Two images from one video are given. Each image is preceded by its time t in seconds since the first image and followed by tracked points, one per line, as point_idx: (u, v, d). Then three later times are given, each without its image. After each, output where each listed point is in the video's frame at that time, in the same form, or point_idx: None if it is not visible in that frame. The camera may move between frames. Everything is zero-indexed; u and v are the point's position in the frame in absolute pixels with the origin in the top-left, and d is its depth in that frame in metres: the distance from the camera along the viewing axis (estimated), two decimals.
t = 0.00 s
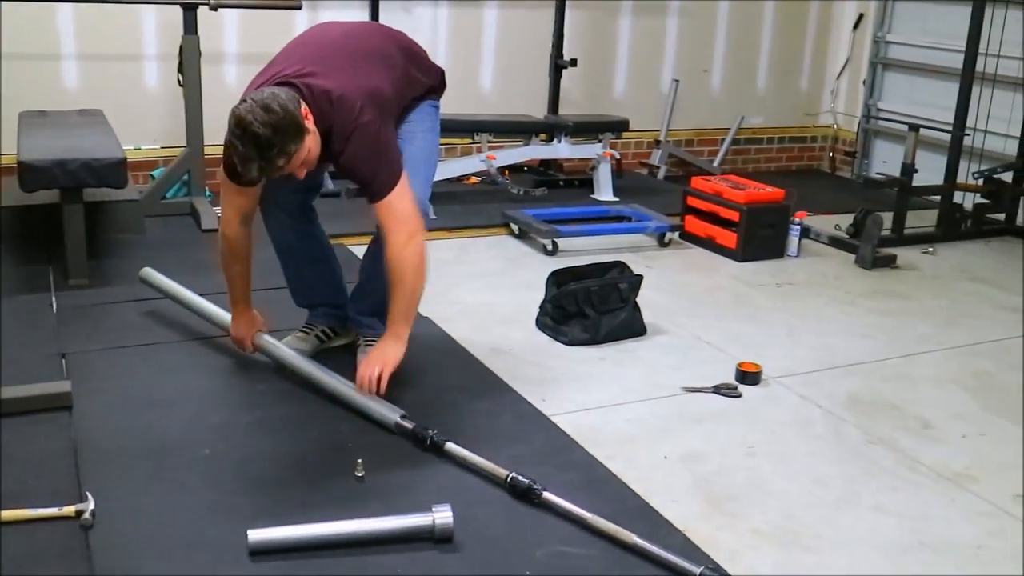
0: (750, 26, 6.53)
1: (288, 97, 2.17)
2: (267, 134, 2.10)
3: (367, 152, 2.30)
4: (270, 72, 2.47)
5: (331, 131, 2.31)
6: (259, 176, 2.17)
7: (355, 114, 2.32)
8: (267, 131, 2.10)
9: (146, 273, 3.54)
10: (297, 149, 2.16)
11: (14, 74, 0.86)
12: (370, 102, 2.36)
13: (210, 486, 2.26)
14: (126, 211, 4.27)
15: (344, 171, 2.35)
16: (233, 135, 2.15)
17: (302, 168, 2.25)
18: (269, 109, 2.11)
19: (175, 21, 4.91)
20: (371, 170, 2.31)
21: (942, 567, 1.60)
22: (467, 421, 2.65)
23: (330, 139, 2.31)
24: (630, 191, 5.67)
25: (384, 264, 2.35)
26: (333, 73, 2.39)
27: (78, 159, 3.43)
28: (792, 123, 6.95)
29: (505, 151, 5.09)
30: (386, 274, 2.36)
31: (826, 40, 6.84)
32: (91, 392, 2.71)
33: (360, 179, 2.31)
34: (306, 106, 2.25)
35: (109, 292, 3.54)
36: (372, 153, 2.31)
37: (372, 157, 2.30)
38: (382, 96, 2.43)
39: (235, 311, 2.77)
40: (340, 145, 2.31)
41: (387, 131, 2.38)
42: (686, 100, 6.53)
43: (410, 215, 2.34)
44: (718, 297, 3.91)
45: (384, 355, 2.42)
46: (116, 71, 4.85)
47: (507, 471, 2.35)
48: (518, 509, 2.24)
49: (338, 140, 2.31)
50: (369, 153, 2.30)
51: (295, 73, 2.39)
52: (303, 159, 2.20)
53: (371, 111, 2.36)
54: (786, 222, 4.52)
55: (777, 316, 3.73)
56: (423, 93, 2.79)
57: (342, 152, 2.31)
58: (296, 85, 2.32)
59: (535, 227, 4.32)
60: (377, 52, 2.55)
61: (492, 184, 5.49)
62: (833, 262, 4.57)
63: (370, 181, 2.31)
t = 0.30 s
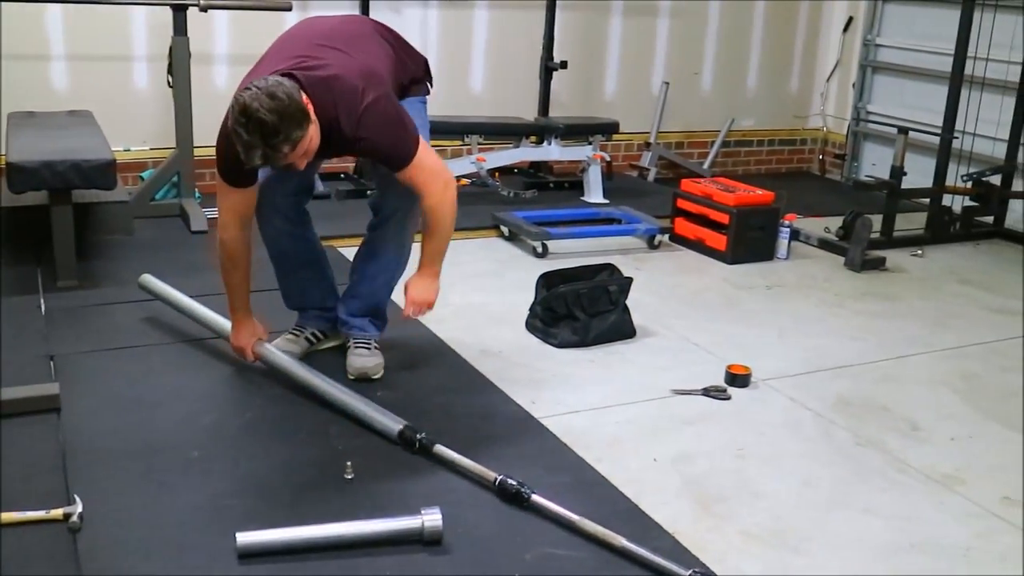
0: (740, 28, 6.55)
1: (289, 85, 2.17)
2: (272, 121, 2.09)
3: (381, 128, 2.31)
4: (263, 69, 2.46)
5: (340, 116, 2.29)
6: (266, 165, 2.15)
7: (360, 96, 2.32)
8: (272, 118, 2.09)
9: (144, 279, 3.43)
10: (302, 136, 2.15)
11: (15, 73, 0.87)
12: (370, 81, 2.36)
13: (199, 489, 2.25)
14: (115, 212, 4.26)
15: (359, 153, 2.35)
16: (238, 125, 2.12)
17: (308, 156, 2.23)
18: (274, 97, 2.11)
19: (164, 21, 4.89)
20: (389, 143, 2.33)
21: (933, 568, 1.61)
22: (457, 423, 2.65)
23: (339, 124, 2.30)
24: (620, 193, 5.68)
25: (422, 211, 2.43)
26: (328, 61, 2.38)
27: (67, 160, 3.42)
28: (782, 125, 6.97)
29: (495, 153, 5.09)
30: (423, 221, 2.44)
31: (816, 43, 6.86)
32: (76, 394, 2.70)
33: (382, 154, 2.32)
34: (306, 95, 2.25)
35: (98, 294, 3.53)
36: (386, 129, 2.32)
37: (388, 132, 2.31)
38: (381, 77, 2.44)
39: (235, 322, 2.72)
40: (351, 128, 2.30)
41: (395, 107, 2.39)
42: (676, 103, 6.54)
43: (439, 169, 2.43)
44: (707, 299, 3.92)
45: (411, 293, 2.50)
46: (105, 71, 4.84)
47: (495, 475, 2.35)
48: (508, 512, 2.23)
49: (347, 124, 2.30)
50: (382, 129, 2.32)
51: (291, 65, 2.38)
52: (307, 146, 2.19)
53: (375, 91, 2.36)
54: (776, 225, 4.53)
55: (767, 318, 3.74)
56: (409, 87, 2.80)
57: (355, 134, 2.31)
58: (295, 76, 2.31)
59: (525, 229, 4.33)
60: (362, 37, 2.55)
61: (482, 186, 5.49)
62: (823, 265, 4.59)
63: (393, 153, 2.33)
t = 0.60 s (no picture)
0: (731, 28, 6.56)
1: (284, 81, 2.17)
2: (269, 116, 2.08)
3: (377, 117, 2.34)
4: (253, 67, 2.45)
5: (336, 109, 2.29)
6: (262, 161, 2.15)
7: (354, 87, 2.33)
8: (267, 113, 2.08)
9: (146, 290, 3.33)
10: (297, 132, 2.15)
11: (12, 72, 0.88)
12: (362, 73, 2.37)
13: (190, 488, 2.25)
14: (106, 211, 4.25)
15: (354, 143, 2.36)
16: (234, 122, 2.11)
17: (302, 151, 2.23)
18: (269, 92, 2.11)
19: (156, 20, 4.90)
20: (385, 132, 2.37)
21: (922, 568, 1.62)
22: (449, 422, 2.65)
23: (336, 118, 2.30)
24: (611, 192, 5.69)
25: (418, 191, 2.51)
26: (318, 55, 2.38)
27: (58, 159, 3.42)
28: (773, 125, 6.99)
29: (487, 153, 5.10)
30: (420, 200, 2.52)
31: (807, 43, 6.88)
32: (66, 394, 2.69)
33: (379, 143, 2.36)
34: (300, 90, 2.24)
35: (89, 293, 3.52)
36: (382, 118, 2.35)
37: (384, 120, 2.35)
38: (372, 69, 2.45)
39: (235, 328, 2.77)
40: (348, 120, 2.31)
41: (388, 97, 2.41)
42: (667, 102, 6.55)
43: (434, 149, 2.50)
44: (698, 299, 3.93)
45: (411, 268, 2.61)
46: (95, 70, 4.83)
47: (488, 475, 2.36)
48: (500, 511, 2.24)
49: (343, 116, 2.30)
50: (378, 118, 2.35)
51: (282, 61, 2.38)
52: (301, 142, 2.19)
53: (367, 82, 2.38)
54: (767, 224, 4.54)
55: (757, 318, 3.75)
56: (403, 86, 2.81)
57: (352, 127, 2.32)
58: (286, 72, 2.30)
59: (516, 228, 4.33)
60: (346, 31, 2.56)
61: (474, 185, 5.49)
62: (814, 264, 4.61)
63: (389, 141, 2.38)
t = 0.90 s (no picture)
0: (729, 25, 6.56)
1: (276, 37, 2.16)
2: (259, 65, 2.07)
3: (373, 76, 2.36)
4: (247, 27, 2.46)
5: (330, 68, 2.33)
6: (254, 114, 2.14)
7: (349, 46, 2.35)
8: (256, 61, 2.07)
9: (147, 302, 3.26)
10: (287, 83, 2.14)
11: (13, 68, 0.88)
12: (357, 32, 2.40)
13: (188, 485, 2.25)
14: (104, 209, 4.25)
15: (351, 104, 2.40)
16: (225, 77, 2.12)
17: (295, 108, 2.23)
18: (261, 43, 2.10)
19: (154, 18, 4.90)
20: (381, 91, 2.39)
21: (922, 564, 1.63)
22: (447, 420, 2.66)
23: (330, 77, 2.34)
24: (609, 190, 5.69)
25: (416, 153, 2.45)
26: (312, 13, 2.40)
27: (55, 156, 3.41)
28: (772, 123, 6.99)
29: (485, 150, 5.10)
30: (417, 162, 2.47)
31: (805, 42, 6.88)
32: (62, 391, 2.68)
33: (375, 102, 2.38)
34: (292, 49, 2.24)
35: (86, 290, 3.52)
36: (377, 78, 2.37)
37: (380, 79, 2.36)
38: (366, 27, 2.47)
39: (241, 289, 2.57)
40: (342, 79, 2.34)
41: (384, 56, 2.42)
42: (666, 100, 6.56)
43: (435, 109, 2.44)
44: (695, 297, 3.94)
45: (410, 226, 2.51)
46: (93, 67, 4.83)
47: (489, 471, 2.36)
48: (499, 509, 2.24)
49: (338, 76, 2.34)
50: (374, 77, 2.36)
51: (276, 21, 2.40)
52: (290, 94, 2.17)
53: (363, 40, 2.40)
54: (765, 222, 4.55)
55: (754, 316, 3.76)
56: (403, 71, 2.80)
57: (347, 86, 2.35)
58: (280, 31, 2.32)
59: (514, 226, 4.33)
60: None
61: (472, 183, 5.49)
62: (812, 263, 4.61)
63: (386, 101, 2.38)
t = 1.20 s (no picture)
0: (725, 25, 6.57)
1: None
2: None
3: None
4: None
5: None
6: None
7: None
8: None
9: (141, 302, 3.26)
10: None
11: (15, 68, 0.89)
12: None
13: (183, 487, 2.25)
14: (100, 208, 4.25)
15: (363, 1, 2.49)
16: None
17: None
18: None
19: (150, 17, 4.89)
20: None
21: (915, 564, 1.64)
22: (442, 421, 2.65)
23: None
24: (605, 191, 5.69)
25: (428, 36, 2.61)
26: None
27: (51, 155, 3.41)
28: (768, 124, 7.00)
29: (481, 151, 5.09)
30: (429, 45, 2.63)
31: (802, 43, 6.89)
32: (56, 391, 2.68)
33: None
34: None
35: (81, 290, 3.51)
36: None
37: None
38: None
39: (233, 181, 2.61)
40: None
41: None
42: (662, 101, 6.56)
43: None
44: (691, 297, 3.94)
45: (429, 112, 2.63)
46: (89, 66, 4.82)
47: (483, 473, 2.36)
48: (494, 510, 2.24)
49: None
50: None
51: None
52: None
53: None
54: (761, 223, 4.55)
55: (750, 317, 3.76)
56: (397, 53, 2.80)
57: None
58: None
59: (510, 226, 4.33)
60: None
61: (468, 184, 5.49)
62: (808, 264, 4.61)
63: None
